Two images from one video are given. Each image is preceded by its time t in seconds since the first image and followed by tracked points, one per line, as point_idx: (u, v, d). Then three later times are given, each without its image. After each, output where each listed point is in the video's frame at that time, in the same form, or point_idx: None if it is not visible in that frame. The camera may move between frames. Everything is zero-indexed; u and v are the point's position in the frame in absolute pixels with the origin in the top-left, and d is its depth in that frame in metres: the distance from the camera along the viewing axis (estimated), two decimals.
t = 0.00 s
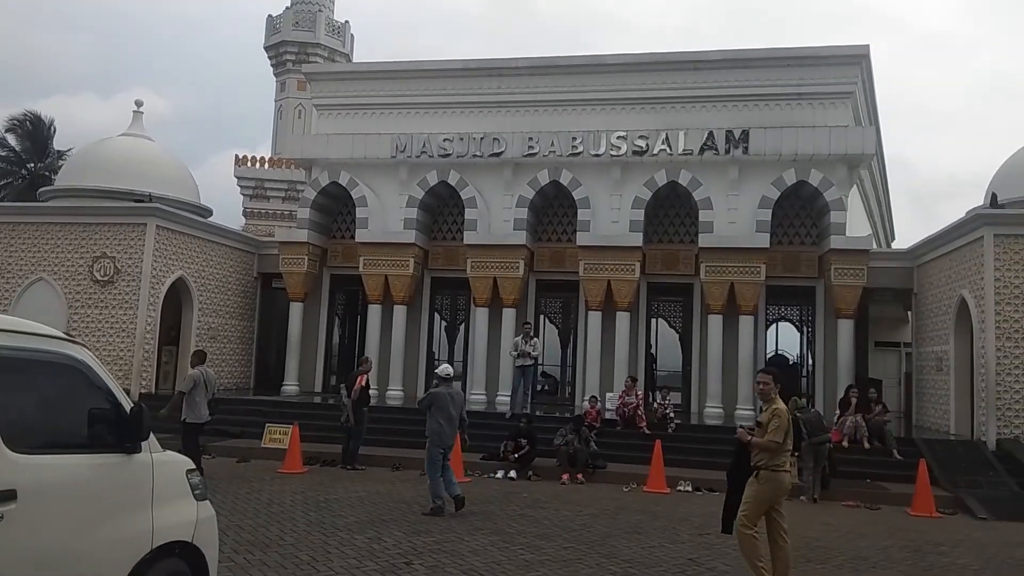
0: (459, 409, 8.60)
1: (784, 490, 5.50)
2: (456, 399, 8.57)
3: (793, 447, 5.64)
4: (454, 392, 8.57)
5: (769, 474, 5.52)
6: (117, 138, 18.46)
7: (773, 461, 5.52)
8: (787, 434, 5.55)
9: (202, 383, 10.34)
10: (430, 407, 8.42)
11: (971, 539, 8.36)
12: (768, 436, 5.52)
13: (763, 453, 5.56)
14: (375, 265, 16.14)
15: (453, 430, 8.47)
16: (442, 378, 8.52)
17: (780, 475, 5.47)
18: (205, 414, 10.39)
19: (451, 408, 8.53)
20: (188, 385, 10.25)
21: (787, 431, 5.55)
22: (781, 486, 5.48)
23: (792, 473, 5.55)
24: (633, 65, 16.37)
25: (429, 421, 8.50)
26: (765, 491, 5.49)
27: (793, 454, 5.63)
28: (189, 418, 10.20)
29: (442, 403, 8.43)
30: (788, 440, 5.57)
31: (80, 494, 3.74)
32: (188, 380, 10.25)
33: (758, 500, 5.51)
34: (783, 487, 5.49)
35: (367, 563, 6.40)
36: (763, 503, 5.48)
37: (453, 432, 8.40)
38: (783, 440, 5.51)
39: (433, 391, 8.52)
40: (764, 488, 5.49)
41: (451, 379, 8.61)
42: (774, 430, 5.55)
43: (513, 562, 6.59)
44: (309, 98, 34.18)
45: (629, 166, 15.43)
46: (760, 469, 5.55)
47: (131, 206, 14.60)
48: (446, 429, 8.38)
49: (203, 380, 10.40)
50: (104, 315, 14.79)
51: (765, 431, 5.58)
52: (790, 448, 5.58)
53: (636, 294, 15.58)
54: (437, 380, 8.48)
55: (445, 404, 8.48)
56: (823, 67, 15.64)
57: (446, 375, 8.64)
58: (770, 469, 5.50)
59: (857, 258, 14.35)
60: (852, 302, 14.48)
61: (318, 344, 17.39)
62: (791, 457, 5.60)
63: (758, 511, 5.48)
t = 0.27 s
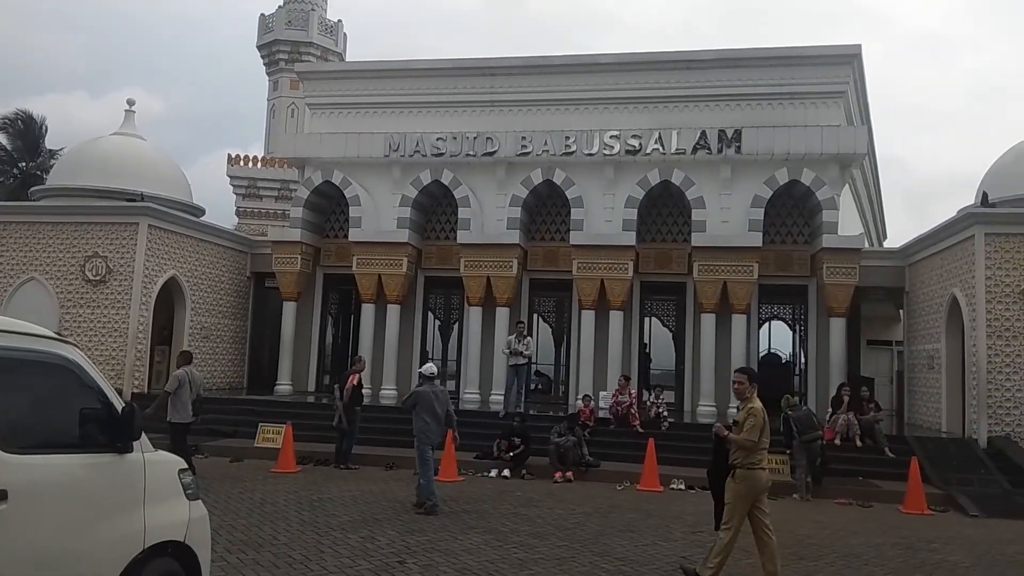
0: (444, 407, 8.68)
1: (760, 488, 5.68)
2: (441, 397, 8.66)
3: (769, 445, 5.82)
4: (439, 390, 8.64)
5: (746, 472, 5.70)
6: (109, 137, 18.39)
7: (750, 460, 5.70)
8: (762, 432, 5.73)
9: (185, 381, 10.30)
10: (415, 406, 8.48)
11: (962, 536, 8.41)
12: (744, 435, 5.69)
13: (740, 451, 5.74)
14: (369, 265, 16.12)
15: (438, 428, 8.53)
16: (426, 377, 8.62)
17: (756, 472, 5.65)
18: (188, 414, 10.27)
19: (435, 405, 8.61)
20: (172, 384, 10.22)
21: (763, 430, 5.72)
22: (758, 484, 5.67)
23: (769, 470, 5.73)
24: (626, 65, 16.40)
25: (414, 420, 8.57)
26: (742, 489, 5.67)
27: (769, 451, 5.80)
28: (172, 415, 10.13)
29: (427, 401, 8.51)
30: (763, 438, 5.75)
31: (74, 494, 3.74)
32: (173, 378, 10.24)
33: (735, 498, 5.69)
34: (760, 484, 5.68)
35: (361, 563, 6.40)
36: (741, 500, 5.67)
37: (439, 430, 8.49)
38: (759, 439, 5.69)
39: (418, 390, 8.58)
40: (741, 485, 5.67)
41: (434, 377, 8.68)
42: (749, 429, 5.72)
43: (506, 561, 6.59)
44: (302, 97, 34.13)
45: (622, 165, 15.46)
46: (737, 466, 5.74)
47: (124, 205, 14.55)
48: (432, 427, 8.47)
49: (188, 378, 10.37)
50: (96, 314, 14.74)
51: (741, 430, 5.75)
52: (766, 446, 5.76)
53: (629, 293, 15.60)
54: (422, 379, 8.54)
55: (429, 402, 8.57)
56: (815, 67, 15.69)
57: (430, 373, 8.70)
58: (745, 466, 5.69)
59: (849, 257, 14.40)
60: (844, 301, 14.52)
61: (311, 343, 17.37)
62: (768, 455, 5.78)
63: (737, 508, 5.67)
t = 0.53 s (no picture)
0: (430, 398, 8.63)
1: (735, 478, 5.80)
2: (426, 389, 8.60)
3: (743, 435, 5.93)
4: (424, 383, 8.60)
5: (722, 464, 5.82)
6: (101, 128, 18.28)
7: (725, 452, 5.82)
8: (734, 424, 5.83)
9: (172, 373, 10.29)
10: (400, 400, 8.45)
11: (954, 526, 8.45)
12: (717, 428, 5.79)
13: (713, 443, 5.86)
14: (363, 257, 16.08)
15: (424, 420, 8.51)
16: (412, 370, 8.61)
17: (729, 464, 5.77)
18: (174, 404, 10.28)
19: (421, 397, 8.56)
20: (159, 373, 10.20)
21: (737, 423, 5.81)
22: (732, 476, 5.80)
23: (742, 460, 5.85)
24: (621, 56, 16.35)
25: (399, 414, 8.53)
26: (716, 480, 5.80)
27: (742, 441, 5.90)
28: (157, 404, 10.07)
29: (413, 395, 8.46)
30: (736, 430, 5.84)
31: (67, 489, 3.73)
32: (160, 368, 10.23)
33: (709, 489, 5.82)
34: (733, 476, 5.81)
35: (354, 554, 6.40)
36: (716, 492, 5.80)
37: (425, 423, 8.44)
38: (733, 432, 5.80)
39: (403, 383, 8.53)
40: (713, 476, 5.81)
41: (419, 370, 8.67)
42: (722, 422, 5.82)
43: (500, 552, 6.60)
44: (296, 88, 33.98)
45: (617, 157, 15.43)
46: (711, 458, 5.87)
47: (116, 197, 14.48)
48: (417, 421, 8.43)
49: (175, 369, 10.37)
50: (89, 306, 14.68)
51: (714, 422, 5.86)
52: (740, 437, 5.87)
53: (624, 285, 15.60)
54: (408, 372, 8.50)
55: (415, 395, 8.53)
56: (811, 59, 15.67)
57: (416, 366, 8.67)
58: (719, 458, 5.81)
59: (843, 249, 14.41)
60: (838, 293, 14.55)
61: (305, 334, 17.34)
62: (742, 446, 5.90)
63: (710, 498, 5.81)
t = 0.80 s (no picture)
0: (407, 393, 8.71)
1: (698, 468, 5.96)
2: (404, 385, 8.68)
3: (707, 425, 6.05)
4: (402, 379, 8.68)
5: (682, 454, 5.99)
6: (83, 121, 18.10)
7: (685, 442, 5.99)
8: (695, 416, 5.94)
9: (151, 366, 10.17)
10: (376, 394, 8.55)
11: (933, 521, 8.54)
12: (676, 420, 5.93)
13: (677, 434, 6.02)
14: (348, 252, 16.02)
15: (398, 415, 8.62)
16: (389, 365, 8.68)
17: (692, 455, 5.94)
18: (153, 397, 10.16)
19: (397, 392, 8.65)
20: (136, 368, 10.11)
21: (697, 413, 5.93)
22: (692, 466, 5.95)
23: (704, 450, 5.99)
24: (607, 53, 16.37)
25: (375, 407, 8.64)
26: (680, 470, 5.97)
27: (706, 431, 6.03)
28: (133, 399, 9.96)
29: (389, 390, 8.56)
30: (698, 421, 5.97)
31: (49, 483, 3.71)
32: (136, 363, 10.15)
33: (672, 479, 5.99)
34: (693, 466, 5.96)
35: (338, 551, 6.38)
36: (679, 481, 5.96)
37: (399, 419, 8.56)
38: (693, 422, 5.93)
39: (381, 378, 8.62)
40: (677, 467, 5.98)
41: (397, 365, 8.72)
42: (683, 414, 5.95)
43: (484, 548, 6.61)
44: (281, 83, 33.79)
45: (603, 154, 15.46)
46: (675, 449, 6.04)
47: (98, 191, 14.34)
48: (392, 416, 8.54)
49: (154, 363, 10.30)
50: (70, 302, 14.54)
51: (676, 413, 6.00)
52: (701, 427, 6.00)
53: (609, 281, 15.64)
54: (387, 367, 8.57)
55: (391, 390, 8.62)
56: (796, 57, 15.75)
57: (395, 361, 8.73)
58: (682, 449, 5.99)
59: (827, 246, 14.51)
60: (821, 290, 14.64)
61: (290, 330, 17.27)
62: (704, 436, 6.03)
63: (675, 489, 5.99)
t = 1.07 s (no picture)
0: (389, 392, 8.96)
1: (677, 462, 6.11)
2: (388, 383, 8.93)
3: (681, 418, 6.18)
4: (387, 377, 8.90)
5: (659, 450, 6.13)
6: (74, 122, 18.02)
7: (660, 439, 6.11)
8: (669, 409, 6.09)
9: (137, 365, 10.03)
10: (363, 390, 8.72)
11: (925, 518, 8.58)
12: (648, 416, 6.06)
13: (654, 430, 6.15)
14: (340, 252, 15.99)
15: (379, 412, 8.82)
16: (376, 361, 8.87)
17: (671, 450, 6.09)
18: (140, 396, 10.11)
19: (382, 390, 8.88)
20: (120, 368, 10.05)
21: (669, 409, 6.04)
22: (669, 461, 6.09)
23: (680, 445, 6.11)
24: (599, 52, 16.38)
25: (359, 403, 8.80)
26: (660, 465, 6.09)
27: (681, 425, 6.17)
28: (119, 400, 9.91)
29: (375, 387, 8.75)
30: (672, 415, 6.11)
31: (39, 483, 3.69)
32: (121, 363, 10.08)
33: (650, 475, 6.12)
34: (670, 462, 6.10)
35: (331, 551, 6.38)
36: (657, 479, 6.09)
37: (383, 414, 8.77)
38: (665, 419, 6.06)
39: (366, 374, 8.79)
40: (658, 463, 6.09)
41: (380, 364, 8.91)
42: (656, 408, 6.09)
43: (478, 547, 6.62)
44: (272, 82, 33.71)
45: (595, 153, 15.48)
46: (654, 445, 6.17)
47: (89, 192, 14.28)
48: (376, 412, 8.73)
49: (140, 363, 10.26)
50: (61, 303, 14.48)
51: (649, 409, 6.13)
52: (675, 423, 6.11)
53: (602, 280, 15.65)
54: (374, 365, 8.75)
55: (376, 387, 8.83)
56: (787, 55, 15.79)
57: (381, 359, 8.92)
58: (660, 445, 6.13)
59: (818, 245, 14.55)
60: (813, 288, 14.69)
61: (282, 331, 17.23)
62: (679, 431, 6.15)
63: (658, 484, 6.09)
